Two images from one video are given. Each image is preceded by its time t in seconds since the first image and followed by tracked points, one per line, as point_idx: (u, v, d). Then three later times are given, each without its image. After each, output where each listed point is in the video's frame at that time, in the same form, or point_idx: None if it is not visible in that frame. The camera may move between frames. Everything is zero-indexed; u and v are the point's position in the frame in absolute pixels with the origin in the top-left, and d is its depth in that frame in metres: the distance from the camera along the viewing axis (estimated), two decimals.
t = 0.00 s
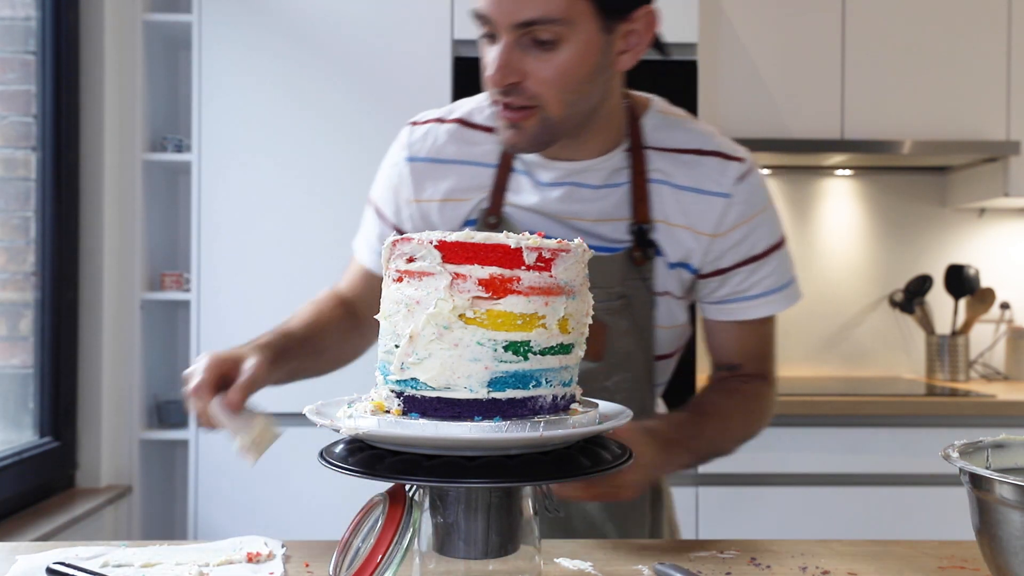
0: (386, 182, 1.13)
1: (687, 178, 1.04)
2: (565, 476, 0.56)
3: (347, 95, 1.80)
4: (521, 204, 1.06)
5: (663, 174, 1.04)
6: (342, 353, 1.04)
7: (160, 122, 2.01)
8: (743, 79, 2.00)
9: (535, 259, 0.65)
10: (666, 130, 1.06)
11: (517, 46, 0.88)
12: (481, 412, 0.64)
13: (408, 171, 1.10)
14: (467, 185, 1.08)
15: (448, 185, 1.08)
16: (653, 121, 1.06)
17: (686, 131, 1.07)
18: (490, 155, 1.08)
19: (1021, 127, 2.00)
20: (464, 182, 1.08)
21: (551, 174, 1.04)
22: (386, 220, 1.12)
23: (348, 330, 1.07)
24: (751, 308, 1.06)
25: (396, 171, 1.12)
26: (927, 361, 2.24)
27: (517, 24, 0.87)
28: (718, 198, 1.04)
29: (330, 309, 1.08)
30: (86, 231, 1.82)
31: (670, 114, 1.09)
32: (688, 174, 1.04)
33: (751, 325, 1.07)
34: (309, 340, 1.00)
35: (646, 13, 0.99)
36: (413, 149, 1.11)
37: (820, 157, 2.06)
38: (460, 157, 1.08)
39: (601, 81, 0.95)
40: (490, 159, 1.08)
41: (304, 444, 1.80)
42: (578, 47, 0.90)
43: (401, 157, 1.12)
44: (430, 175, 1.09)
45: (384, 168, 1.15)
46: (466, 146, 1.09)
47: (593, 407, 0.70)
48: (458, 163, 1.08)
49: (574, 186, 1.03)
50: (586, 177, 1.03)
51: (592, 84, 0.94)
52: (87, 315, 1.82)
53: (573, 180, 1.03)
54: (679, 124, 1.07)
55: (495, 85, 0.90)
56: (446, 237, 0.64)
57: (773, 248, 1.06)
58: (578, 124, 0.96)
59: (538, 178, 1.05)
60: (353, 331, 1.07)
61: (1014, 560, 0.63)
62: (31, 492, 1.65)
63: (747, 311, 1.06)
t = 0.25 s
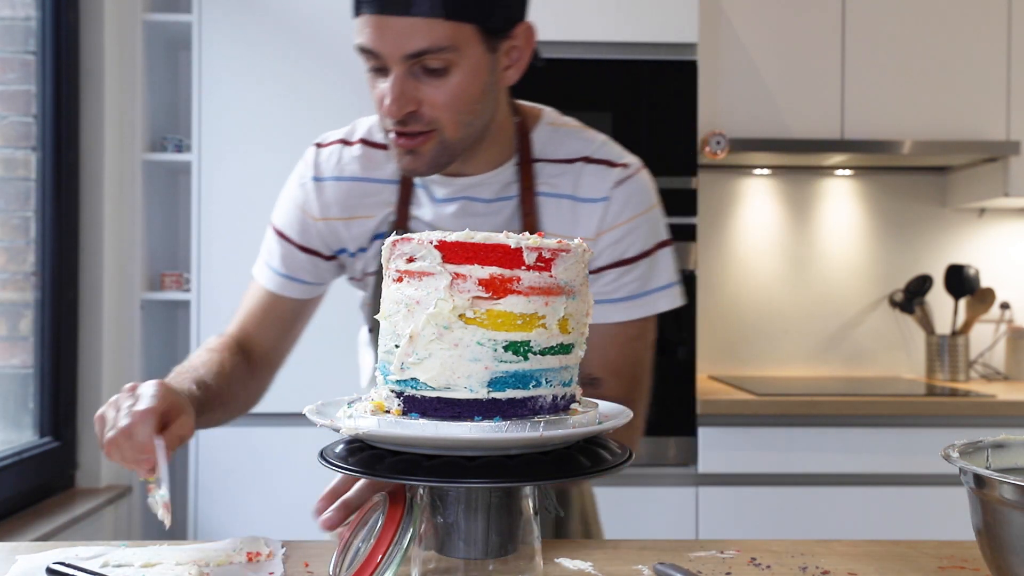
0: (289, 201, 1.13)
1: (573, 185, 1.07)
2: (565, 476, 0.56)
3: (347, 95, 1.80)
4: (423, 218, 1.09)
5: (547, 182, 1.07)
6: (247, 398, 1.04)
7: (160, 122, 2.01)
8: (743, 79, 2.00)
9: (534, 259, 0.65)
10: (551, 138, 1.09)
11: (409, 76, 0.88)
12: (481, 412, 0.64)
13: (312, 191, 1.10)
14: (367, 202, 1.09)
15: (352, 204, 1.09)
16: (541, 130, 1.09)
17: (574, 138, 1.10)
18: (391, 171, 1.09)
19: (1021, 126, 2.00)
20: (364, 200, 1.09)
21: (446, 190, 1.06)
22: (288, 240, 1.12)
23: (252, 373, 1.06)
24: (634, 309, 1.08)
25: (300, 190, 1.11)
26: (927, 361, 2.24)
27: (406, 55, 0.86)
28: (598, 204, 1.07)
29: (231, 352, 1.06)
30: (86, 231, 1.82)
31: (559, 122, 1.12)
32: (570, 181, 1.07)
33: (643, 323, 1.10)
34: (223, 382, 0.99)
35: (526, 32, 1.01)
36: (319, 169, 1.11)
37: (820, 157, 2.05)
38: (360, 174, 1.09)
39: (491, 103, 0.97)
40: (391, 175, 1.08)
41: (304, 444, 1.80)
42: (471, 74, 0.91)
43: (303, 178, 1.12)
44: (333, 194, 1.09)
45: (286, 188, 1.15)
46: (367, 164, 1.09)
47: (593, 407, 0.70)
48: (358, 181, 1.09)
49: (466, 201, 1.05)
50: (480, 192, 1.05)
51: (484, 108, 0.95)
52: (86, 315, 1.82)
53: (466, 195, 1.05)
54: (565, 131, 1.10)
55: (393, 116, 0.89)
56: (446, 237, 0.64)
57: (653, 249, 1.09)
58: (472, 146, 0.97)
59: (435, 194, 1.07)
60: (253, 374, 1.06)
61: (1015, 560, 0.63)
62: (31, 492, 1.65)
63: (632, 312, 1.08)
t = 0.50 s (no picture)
0: (235, 211, 1.09)
1: (521, 189, 1.10)
2: (565, 476, 0.56)
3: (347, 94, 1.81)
4: (375, 228, 1.08)
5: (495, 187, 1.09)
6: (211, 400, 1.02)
7: (160, 122, 2.01)
8: (742, 79, 2.00)
9: (533, 259, 0.65)
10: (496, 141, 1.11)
11: (380, 89, 0.86)
12: (481, 412, 0.64)
13: (261, 202, 1.08)
14: (320, 213, 1.08)
15: (303, 215, 1.08)
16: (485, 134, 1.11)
17: (519, 142, 1.12)
18: (343, 182, 1.08)
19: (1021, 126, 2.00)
20: (316, 210, 1.08)
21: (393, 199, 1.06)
22: (236, 249, 1.08)
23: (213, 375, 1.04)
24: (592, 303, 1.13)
25: (248, 200, 1.09)
26: (926, 361, 2.24)
27: (380, 71, 0.84)
28: (547, 208, 1.10)
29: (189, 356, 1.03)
30: (86, 231, 1.82)
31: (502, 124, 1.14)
32: (519, 186, 1.10)
33: (601, 318, 1.15)
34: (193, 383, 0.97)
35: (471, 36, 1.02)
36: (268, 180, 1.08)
37: (820, 157, 2.05)
38: (311, 185, 1.08)
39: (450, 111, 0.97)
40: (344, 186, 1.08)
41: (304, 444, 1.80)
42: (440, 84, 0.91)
43: (251, 187, 1.09)
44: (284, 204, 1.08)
45: (230, 198, 1.12)
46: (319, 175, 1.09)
47: (593, 407, 0.70)
48: (310, 192, 1.08)
49: (416, 211, 1.06)
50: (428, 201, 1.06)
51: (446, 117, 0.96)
52: (87, 315, 1.82)
53: (416, 205, 1.06)
54: (509, 135, 1.12)
55: (368, 132, 0.88)
56: (446, 237, 0.64)
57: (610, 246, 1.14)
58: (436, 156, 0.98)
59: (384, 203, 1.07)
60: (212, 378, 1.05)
61: (1014, 559, 0.63)
62: (31, 492, 1.65)
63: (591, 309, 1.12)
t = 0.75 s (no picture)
0: (226, 202, 1.09)
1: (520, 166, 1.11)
2: (565, 476, 0.56)
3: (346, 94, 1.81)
4: (372, 207, 1.07)
5: (495, 164, 1.10)
6: (190, 397, 1.02)
7: (160, 122, 2.01)
8: (743, 78, 2.00)
9: (533, 259, 0.65)
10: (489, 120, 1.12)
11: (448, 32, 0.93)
12: (481, 412, 0.64)
13: (251, 190, 1.07)
14: (312, 196, 1.07)
15: (294, 199, 1.06)
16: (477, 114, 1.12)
17: (510, 121, 1.13)
18: (334, 165, 1.08)
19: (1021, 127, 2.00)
20: (309, 193, 1.07)
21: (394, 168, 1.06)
22: (229, 241, 1.08)
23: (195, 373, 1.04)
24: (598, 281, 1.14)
25: (239, 190, 1.08)
26: (926, 361, 2.24)
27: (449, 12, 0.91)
28: (550, 181, 1.11)
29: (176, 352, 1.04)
30: (86, 231, 1.82)
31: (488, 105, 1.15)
32: (519, 163, 1.11)
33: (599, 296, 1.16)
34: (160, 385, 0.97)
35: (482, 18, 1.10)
36: (257, 167, 1.07)
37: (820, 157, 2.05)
38: (302, 168, 1.07)
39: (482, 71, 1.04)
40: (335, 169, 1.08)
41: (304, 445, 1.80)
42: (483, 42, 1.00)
43: (241, 177, 1.08)
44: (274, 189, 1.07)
45: (222, 191, 1.11)
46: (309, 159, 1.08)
47: (594, 407, 0.70)
48: (301, 175, 1.06)
49: (417, 185, 1.06)
50: (427, 175, 1.07)
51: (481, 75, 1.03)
52: (86, 315, 1.82)
53: (416, 178, 1.06)
54: (501, 114, 1.13)
55: (443, 72, 0.93)
56: (446, 237, 0.65)
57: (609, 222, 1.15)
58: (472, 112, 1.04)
59: (383, 181, 1.07)
60: (196, 375, 1.05)
61: (1014, 560, 0.63)
62: (31, 492, 1.65)
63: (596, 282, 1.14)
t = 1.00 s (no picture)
0: (236, 195, 1.09)
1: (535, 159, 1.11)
2: (566, 476, 0.56)
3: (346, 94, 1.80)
4: (384, 196, 1.07)
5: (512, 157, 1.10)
6: (185, 390, 1.02)
7: (160, 122, 2.01)
8: (743, 78, 2.00)
9: (534, 259, 0.65)
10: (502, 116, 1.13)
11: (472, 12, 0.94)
12: (482, 412, 0.64)
13: (261, 181, 1.06)
14: (323, 187, 1.07)
15: (303, 187, 1.06)
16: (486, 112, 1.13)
17: (522, 115, 1.14)
18: (344, 155, 1.07)
19: (1021, 127, 2.00)
20: (320, 184, 1.06)
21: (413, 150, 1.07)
22: (238, 233, 1.08)
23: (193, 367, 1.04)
24: (605, 275, 1.15)
25: (248, 181, 1.07)
26: (926, 361, 2.24)
27: None
28: (565, 173, 1.12)
29: (177, 345, 1.04)
30: (86, 231, 1.82)
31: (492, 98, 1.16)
32: (533, 155, 1.11)
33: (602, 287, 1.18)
34: (149, 380, 0.97)
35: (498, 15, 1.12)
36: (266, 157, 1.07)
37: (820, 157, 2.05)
38: (313, 158, 1.06)
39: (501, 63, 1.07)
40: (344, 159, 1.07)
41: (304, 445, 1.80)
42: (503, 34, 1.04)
43: (250, 169, 1.07)
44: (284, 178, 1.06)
45: (229, 182, 1.10)
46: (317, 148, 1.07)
47: (593, 407, 0.70)
48: (312, 165, 1.06)
49: (432, 173, 1.06)
50: (443, 165, 1.06)
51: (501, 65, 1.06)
52: (87, 315, 1.82)
53: (431, 167, 1.06)
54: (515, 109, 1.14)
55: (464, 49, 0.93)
56: (446, 237, 0.65)
57: (617, 219, 1.17)
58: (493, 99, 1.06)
59: (397, 169, 1.07)
60: (195, 368, 1.05)
61: (1014, 560, 0.63)
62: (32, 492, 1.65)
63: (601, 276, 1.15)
